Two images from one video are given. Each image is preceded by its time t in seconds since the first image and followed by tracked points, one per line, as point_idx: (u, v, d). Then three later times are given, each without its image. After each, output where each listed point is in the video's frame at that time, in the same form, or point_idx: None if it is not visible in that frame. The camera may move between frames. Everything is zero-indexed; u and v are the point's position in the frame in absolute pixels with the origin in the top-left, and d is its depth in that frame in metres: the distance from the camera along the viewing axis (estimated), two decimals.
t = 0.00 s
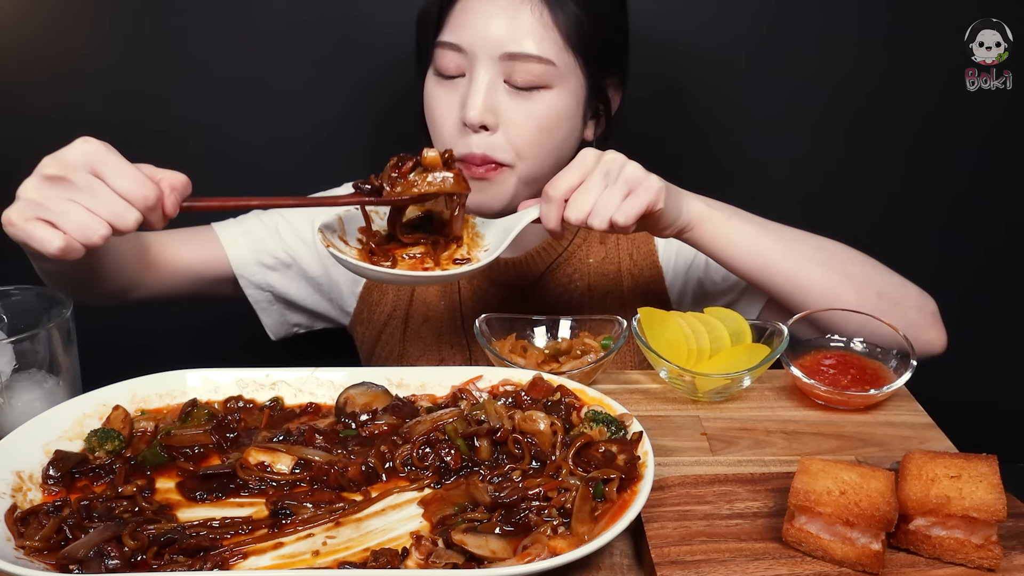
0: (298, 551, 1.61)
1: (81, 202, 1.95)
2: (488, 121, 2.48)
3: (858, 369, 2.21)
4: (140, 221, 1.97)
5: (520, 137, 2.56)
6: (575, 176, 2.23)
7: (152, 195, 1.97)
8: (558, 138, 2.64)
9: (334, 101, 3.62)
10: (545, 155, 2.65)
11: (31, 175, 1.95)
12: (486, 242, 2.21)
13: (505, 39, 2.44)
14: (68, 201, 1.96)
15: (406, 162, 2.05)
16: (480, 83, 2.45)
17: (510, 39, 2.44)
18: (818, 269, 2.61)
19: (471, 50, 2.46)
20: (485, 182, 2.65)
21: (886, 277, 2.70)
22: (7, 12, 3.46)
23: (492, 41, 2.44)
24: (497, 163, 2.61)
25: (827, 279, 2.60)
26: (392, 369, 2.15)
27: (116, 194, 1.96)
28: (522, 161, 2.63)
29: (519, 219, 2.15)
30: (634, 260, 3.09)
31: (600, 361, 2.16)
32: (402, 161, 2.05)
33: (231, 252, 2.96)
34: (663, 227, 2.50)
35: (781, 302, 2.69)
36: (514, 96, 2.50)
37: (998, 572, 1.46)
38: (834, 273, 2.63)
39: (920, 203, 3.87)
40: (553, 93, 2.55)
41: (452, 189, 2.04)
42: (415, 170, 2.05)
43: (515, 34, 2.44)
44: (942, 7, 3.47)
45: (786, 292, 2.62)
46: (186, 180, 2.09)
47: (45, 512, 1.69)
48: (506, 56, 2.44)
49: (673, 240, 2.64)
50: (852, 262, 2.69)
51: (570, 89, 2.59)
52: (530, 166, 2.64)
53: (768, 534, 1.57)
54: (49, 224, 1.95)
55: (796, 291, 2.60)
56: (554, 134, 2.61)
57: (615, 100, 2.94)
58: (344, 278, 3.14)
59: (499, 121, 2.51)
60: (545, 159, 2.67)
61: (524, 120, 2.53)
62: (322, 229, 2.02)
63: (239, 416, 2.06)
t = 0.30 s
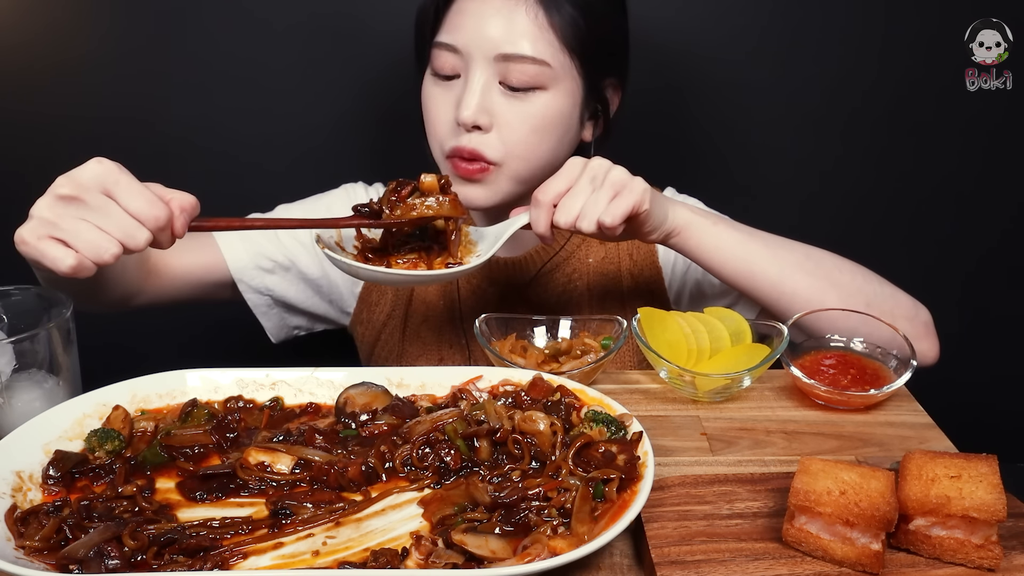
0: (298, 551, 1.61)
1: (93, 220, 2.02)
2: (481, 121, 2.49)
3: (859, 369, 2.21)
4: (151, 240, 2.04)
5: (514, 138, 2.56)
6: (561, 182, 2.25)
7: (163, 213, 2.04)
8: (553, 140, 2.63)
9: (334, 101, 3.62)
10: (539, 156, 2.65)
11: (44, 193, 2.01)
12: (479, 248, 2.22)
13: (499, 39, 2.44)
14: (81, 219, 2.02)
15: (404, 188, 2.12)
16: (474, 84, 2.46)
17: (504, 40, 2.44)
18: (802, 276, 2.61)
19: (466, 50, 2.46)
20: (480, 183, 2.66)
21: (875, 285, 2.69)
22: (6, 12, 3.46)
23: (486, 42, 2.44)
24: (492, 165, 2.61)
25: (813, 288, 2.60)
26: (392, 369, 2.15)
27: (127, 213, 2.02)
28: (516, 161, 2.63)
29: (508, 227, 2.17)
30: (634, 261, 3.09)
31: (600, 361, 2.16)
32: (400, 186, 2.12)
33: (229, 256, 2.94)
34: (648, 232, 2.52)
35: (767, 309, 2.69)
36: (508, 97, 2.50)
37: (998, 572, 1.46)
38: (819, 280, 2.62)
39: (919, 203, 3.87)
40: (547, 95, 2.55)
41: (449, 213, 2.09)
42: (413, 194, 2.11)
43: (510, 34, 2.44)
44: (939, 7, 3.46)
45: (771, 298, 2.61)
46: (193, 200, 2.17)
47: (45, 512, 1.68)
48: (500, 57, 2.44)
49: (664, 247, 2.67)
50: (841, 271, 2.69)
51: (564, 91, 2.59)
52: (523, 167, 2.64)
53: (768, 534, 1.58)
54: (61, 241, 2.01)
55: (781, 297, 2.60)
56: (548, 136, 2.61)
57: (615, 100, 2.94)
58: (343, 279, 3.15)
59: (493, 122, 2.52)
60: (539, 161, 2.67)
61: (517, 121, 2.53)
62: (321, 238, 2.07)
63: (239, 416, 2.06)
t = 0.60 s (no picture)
0: (298, 551, 1.61)
1: (93, 204, 2.02)
2: (479, 126, 2.48)
3: (858, 369, 2.20)
4: (150, 222, 2.03)
5: (512, 143, 2.56)
6: (563, 183, 2.25)
7: (161, 194, 2.04)
8: (550, 144, 2.64)
9: (334, 101, 3.62)
10: (537, 159, 2.65)
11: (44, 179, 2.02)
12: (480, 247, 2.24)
13: (497, 45, 2.44)
14: (81, 204, 2.03)
15: (398, 164, 2.10)
16: (471, 89, 2.45)
17: (502, 45, 2.44)
18: (803, 273, 2.61)
19: (463, 56, 2.46)
20: (478, 188, 2.65)
21: (876, 282, 2.69)
22: (6, 12, 3.46)
23: (483, 47, 2.44)
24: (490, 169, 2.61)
25: (813, 284, 2.60)
26: (392, 369, 2.15)
27: (126, 195, 2.02)
28: (514, 166, 2.62)
29: (509, 226, 2.17)
30: (634, 259, 3.10)
31: (600, 361, 2.16)
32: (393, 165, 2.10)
33: (229, 259, 2.95)
34: (649, 231, 2.52)
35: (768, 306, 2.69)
36: (505, 102, 2.50)
37: (998, 572, 1.46)
38: (820, 277, 2.62)
39: (920, 203, 3.87)
40: (544, 100, 2.55)
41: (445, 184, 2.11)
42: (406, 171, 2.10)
43: (507, 39, 2.45)
44: (938, 7, 3.47)
45: (771, 295, 2.61)
46: (193, 184, 2.17)
47: (45, 513, 1.69)
48: (498, 63, 2.44)
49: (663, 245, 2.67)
50: (841, 267, 2.68)
51: (562, 95, 2.59)
52: (521, 171, 2.64)
53: (768, 534, 1.58)
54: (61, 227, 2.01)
55: (781, 294, 2.60)
56: (546, 140, 2.61)
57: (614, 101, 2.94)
58: (343, 279, 3.15)
59: (490, 127, 2.51)
60: (537, 165, 2.67)
61: (515, 126, 2.53)
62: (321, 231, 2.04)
63: (239, 416, 2.06)
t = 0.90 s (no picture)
0: (298, 551, 1.61)
1: (105, 216, 2.03)
2: (478, 128, 2.49)
3: (858, 369, 2.21)
4: (162, 233, 2.04)
5: (511, 144, 2.56)
6: (567, 180, 2.25)
7: (172, 205, 2.05)
8: (550, 145, 2.64)
9: (334, 101, 3.62)
10: (535, 161, 2.65)
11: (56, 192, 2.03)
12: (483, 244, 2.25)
13: (496, 47, 2.44)
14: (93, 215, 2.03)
15: (401, 174, 2.13)
16: (471, 91, 2.45)
17: (502, 47, 2.44)
18: (807, 272, 2.61)
19: (463, 58, 2.46)
20: (478, 189, 2.66)
21: (880, 281, 2.69)
22: (6, 12, 3.45)
23: (483, 49, 2.44)
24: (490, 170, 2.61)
25: (817, 283, 2.60)
26: (392, 369, 2.15)
27: (138, 207, 2.03)
28: (513, 166, 2.62)
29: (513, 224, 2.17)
30: (636, 259, 3.09)
31: (600, 361, 2.16)
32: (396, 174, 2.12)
33: (229, 260, 2.95)
34: (654, 229, 2.52)
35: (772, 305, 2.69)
36: (505, 104, 2.51)
37: (998, 572, 1.46)
38: (824, 276, 2.62)
39: (920, 203, 3.87)
40: (543, 101, 2.55)
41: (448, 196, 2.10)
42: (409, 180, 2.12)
43: (507, 41, 2.44)
44: (938, 7, 3.47)
45: (775, 293, 2.61)
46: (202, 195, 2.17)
47: (45, 512, 1.69)
48: (497, 65, 2.44)
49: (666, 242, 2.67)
50: (845, 266, 2.68)
51: (562, 97, 2.59)
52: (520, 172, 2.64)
53: (768, 534, 1.58)
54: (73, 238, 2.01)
55: (785, 292, 2.60)
56: (546, 142, 2.61)
57: (614, 104, 2.94)
58: (343, 279, 3.14)
59: (490, 129, 2.51)
60: (537, 166, 2.67)
61: (514, 128, 2.53)
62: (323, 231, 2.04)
63: (239, 416, 2.06)
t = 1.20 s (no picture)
0: (298, 551, 1.61)
1: (105, 212, 2.03)
2: (478, 127, 2.49)
3: (858, 369, 2.21)
4: (162, 229, 2.05)
5: (511, 143, 2.56)
6: (566, 181, 2.25)
7: (172, 202, 2.06)
8: (550, 145, 2.63)
9: (334, 101, 3.62)
10: (535, 161, 2.65)
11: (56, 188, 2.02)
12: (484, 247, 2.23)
13: (497, 46, 2.44)
14: (93, 211, 2.03)
15: (398, 171, 2.12)
16: (471, 90, 2.45)
17: (502, 46, 2.44)
18: (808, 274, 2.61)
19: (463, 57, 2.46)
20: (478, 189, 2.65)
21: (881, 283, 2.68)
22: (6, 12, 3.45)
23: (483, 48, 2.44)
24: (489, 170, 2.61)
25: (818, 284, 2.60)
26: (392, 369, 2.15)
27: (138, 204, 2.04)
28: (512, 167, 2.62)
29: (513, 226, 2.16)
30: (637, 259, 3.09)
31: (600, 361, 2.16)
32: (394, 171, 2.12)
33: (229, 260, 2.95)
34: (653, 230, 2.51)
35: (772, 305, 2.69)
36: (504, 103, 2.51)
37: (998, 572, 1.46)
38: (825, 278, 2.62)
39: (920, 202, 3.87)
40: (543, 101, 2.55)
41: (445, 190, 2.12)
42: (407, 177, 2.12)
43: (507, 41, 2.44)
44: (939, 6, 3.47)
45: (775, 295, 2.61)
46: (200, 191, 2.20)
47: (45, 512, 1.69)
48: (497, 65, 2.44)
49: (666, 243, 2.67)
50: (847, 267, 2.68)
51: (562, 97, 2.59)
52: (520, 172, 2.64)
53: (768, 534, 1.58)
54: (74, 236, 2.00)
55: (786, 294, 2.60)
56: (546, 142, 2.61)
57: (615, 104, 2.94)
58: (343, 279, 3.14)
59: (489, 128, 2.52)
60: (537, 166, 2.67)
61: (514, 127, 2.53)
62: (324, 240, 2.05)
63: (239, 416, 2.06)
